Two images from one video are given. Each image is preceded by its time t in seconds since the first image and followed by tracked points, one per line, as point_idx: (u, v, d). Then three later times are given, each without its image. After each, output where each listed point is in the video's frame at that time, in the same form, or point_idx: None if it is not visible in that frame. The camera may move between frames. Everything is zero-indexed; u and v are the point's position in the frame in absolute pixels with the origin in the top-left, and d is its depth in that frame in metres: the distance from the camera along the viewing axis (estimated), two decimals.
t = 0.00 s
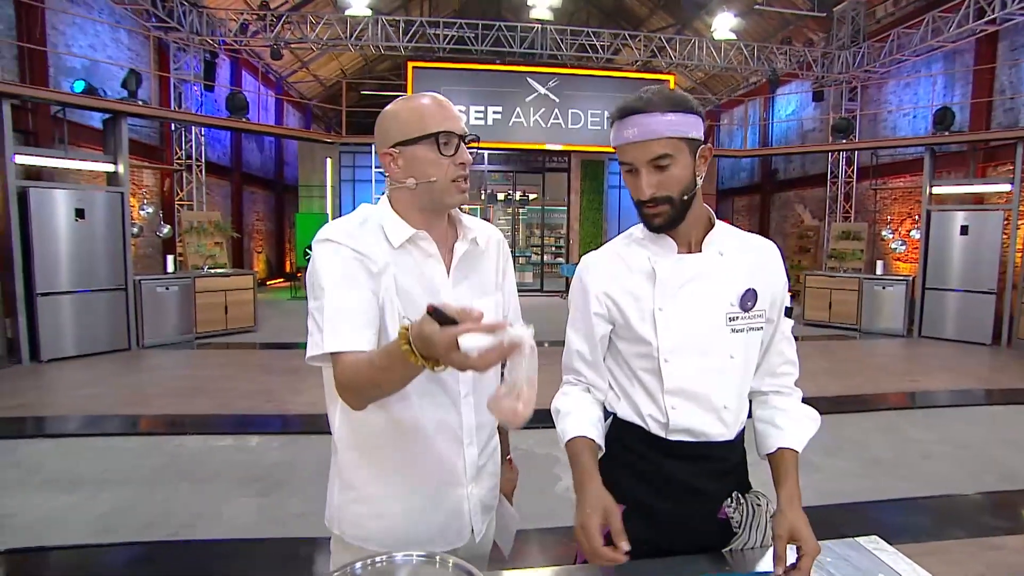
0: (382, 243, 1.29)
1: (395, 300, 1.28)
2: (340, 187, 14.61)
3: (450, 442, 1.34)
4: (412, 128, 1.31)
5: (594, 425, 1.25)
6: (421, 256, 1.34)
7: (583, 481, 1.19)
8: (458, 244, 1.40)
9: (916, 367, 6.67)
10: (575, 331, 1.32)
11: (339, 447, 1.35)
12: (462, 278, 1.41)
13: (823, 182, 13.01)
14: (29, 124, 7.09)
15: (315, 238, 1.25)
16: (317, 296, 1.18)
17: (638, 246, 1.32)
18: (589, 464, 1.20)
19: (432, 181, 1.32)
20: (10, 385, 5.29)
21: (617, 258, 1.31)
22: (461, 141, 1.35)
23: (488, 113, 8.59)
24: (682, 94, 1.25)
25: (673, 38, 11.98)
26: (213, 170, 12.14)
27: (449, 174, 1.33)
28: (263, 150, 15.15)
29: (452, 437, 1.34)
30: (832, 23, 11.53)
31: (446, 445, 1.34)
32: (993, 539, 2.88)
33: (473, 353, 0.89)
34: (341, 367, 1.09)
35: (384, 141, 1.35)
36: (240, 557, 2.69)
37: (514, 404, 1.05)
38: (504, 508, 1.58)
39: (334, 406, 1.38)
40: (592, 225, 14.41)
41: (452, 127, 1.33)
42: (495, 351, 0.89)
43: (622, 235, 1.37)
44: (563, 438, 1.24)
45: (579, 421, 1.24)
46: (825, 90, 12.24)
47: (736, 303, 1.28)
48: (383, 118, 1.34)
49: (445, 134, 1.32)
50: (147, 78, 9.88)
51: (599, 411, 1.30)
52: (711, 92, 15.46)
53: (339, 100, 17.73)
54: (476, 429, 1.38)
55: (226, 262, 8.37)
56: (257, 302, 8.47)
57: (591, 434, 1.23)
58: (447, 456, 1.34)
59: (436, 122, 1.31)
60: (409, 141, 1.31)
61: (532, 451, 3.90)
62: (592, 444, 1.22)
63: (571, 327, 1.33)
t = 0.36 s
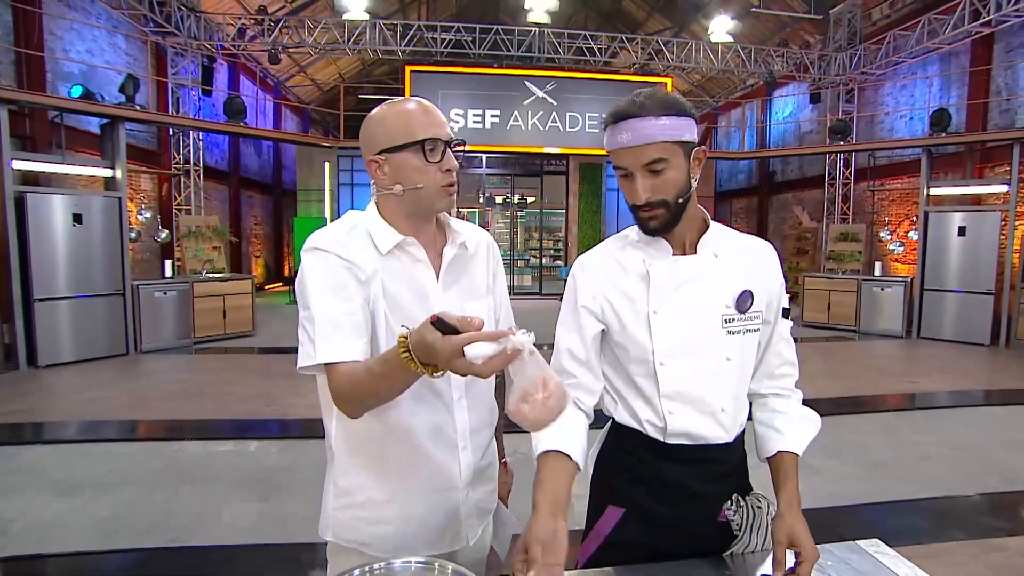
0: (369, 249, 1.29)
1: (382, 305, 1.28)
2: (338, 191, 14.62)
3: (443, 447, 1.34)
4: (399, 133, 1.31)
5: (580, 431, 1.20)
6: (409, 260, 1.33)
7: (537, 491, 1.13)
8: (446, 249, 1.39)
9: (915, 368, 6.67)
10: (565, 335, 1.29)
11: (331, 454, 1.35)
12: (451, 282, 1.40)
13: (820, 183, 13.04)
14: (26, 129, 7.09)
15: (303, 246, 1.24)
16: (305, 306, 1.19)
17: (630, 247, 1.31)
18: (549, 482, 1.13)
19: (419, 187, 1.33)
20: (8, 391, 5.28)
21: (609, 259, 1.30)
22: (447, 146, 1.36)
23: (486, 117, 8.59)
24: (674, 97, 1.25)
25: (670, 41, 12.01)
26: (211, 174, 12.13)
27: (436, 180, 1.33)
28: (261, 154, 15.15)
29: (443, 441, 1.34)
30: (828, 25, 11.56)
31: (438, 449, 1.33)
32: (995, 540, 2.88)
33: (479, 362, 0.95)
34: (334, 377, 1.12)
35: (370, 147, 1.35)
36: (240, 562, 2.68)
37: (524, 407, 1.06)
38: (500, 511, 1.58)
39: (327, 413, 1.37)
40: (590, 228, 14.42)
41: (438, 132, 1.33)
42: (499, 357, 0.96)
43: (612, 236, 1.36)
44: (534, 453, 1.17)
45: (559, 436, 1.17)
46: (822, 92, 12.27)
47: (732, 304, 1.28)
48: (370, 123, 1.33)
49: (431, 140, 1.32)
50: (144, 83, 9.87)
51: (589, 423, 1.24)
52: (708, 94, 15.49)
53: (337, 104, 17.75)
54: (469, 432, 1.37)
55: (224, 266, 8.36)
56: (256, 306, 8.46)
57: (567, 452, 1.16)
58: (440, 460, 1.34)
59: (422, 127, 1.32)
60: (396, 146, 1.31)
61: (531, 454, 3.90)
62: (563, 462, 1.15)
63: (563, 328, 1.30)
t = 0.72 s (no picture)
0: (356, 247, 1.28)
1: (369, 303, 1.27)
2: (332, 188, 14.60)
3: (432, 445, 1.33)
4: (383, 129, 1.30)
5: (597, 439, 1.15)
6: (396, 258, 1.32)
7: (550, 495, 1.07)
8: (434, 245, 1.39)
9: (909, 362, 6.70)
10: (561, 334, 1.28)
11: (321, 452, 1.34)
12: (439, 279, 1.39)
13: (814, 179, 13.08)
14: (15, 126, 7.03)
15: (288, 243, 1.24)
16: (291, 304, 1.18)
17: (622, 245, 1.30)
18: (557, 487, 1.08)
19: (404, 185, 1.32)
20: None
21: (602, 256, 1.30)
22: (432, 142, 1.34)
23: (480, 113, 8.57)
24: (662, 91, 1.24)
25: (664, 37, 12.01)
26: (204, 172, 12.06)
27: (422, 177, 1.32)
28: (254, 151, 15.08)
29: (432, 439, 1.33)
30: (821, 20, 11.59)
31: (428, 447, 1.33)
32: (987, 531, 2.90)
33: (456, 352, 0.96)
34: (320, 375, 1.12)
35: (356, 144, 1.33)
36: (236, 560, 2.67)
37: (507, 404, 1.14)
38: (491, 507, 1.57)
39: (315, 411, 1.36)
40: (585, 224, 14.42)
41: (423, 128, 1.32)
42: (477, 350, 0.97)
43: (603, 233, 1.36)
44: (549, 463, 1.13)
45: (571, 444, 1.13)
46: (815, 87, 12.30)
47: (723, 300, 1.29)
48: (355, 119, 1.32)
49: (416, 137, 1.31)
50: (135, 81, 9.78)
51: (602, 424, 1.21)
52: (702, 90, 15.50)
53: (331, 101, 17.68)
54: (457, 428, 1.37)
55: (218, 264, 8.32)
56: (250, 304, 8.43)
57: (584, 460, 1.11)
58: (428, 458, 1.33)
59: (406, 124, 1.30)
60: (380, 143, 1.30)
61: (526, 450, 3.90)
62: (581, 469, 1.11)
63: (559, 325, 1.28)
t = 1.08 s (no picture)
0: (348, 245, 1.27)
1: (361, 301, 1.27)
2: (329, 187, 14.58)
3: (427, 443, 1.33)
4: (375, 127, 1.30)
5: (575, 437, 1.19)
6: (389, 255, 1.32)
7: (556, 506, 1.13)
8: (427, 241, 1.38)
9: (906, 357, 6.72)
10: (565, 331, 1.27)
11: (314, 451, 1.34)
12: (431, 275, 1.38)
13: (810, 175, 13.09)
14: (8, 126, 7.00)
15: (281, 242, 1.22)
16: (283, 301, 1.18)
17: (622, 245, 1.30)
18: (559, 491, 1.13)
19: (395, 182, 1.31)
20: None
21: (600, 255, 1.29)
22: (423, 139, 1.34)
23: (476, 110, 8.54)
24: (702, 104, 1.21)
25: (659, 33, 12.00)
26: (199, 171, 12.03)
27: (413, 175, 1.32)
28: (250, 150, 15.03)
29: (427, 438, 1.33)
30: (817, 16, 11.58)
31: (422, 446, 1.33)
32: (983, 525, 2.91)
33: (451, 347, 0.97)
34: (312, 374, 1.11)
35: (347, 142, 1.34)
36: (233, 560, 2.67)
37: (491, 395, 1.14)
38: (488, 505, 1.57)
39: (308, 408, 1.35)
40: (583, 222, 14.42)
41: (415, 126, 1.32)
42: (470, 343, 0.98)
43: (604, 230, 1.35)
44: (543, 453, 1.17)
45: (563, 436, 1.17)
46: (811, 83, 12.30)
47: (727, 304, 1.28)
48: (347, 116, 1.32)
49: (407, 135, 1.31)
50: (130, 80, 9.74)
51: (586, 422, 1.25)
52: (698, 86, 15.49)
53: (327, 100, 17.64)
54: (452, 426, 1.37)
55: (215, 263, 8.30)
56: (247, 304, 8.42)
57: (576, 452, 1.16)
58: (423, 456, 1.33)
59: (398, 121, 1.30)
60: (372, 140, 1.30)
61: (524, 448, 3.90)
62: (575, 464, 1.15)
63: (561, 323, 1.29)
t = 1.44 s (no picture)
0: (350, 244, 1.27)
1: (363, 301, 1.28)
2: (329, 185, 14.58)
3: (425, 441, 1.33)
4: (377, 125, 1.28)
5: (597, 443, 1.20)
6: (390, 253, 1.32)
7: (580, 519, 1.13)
8: (429, 240, 1.38)
9: (908, 353, 6.71)
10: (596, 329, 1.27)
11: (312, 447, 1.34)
12: (433, 274, 1.38)
13: (812, 171, 13.06)
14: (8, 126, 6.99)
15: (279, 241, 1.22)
16: (281, 299, 1.17)
17: (654, 254, 1.29)
18: (583, 502, 1.13)
19: (395, 181, 1.30)
20: None
21: (634, 259, 1.29)
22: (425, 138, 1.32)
23: (476, 108, 8.53)
24: (766, 134, 1.13)
25: (660, 29, 11.96)
26: (200, 170, 12.03)
27: (414, 173, 1.30)
28: (251, 149, 15.02)
29: (425, 436, 1.33)
30: (818, 11, 11.53)
31: (422, 444, 1.33)
32: (984, 520, 2.91)
33: (464, 343, 0.97)
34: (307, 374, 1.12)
35: (349, 138, 1.32)
36: (235, 558, 2.67)
37: (504, 395, 1.14)
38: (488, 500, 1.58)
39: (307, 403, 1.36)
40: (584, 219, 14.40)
41: (419, 124, 1.30)
42: (482, 338, 0.99)
43: (640, 232, 1.33)
44: (565, 459, 1.18)
45: (586, 444, 1.18)
46: (813, 79, 12.26)
47: (752, 322, 1.30)
48: (348, 115, 1.30)
49: (408, 135, 1.28)
50: (129, 79, 9.72)
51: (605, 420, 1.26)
52: (699, 83, 15.45)
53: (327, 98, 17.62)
54: (451, 425, 1.37)
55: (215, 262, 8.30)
56: (248, 303, 8.41)
57: (596, 462, 1.17)
58: (421, 455, 1.33)
59: (402, 120, 1.28)
60: (375, 138, 1.28)
61: (526, 445, 3.90)
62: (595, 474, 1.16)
63: (595, 322, 1.28)
